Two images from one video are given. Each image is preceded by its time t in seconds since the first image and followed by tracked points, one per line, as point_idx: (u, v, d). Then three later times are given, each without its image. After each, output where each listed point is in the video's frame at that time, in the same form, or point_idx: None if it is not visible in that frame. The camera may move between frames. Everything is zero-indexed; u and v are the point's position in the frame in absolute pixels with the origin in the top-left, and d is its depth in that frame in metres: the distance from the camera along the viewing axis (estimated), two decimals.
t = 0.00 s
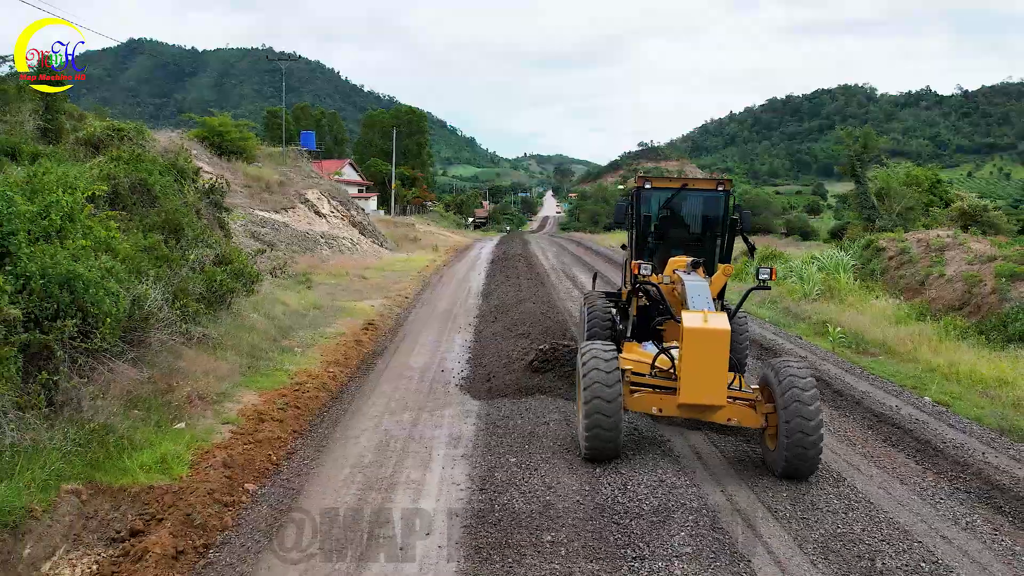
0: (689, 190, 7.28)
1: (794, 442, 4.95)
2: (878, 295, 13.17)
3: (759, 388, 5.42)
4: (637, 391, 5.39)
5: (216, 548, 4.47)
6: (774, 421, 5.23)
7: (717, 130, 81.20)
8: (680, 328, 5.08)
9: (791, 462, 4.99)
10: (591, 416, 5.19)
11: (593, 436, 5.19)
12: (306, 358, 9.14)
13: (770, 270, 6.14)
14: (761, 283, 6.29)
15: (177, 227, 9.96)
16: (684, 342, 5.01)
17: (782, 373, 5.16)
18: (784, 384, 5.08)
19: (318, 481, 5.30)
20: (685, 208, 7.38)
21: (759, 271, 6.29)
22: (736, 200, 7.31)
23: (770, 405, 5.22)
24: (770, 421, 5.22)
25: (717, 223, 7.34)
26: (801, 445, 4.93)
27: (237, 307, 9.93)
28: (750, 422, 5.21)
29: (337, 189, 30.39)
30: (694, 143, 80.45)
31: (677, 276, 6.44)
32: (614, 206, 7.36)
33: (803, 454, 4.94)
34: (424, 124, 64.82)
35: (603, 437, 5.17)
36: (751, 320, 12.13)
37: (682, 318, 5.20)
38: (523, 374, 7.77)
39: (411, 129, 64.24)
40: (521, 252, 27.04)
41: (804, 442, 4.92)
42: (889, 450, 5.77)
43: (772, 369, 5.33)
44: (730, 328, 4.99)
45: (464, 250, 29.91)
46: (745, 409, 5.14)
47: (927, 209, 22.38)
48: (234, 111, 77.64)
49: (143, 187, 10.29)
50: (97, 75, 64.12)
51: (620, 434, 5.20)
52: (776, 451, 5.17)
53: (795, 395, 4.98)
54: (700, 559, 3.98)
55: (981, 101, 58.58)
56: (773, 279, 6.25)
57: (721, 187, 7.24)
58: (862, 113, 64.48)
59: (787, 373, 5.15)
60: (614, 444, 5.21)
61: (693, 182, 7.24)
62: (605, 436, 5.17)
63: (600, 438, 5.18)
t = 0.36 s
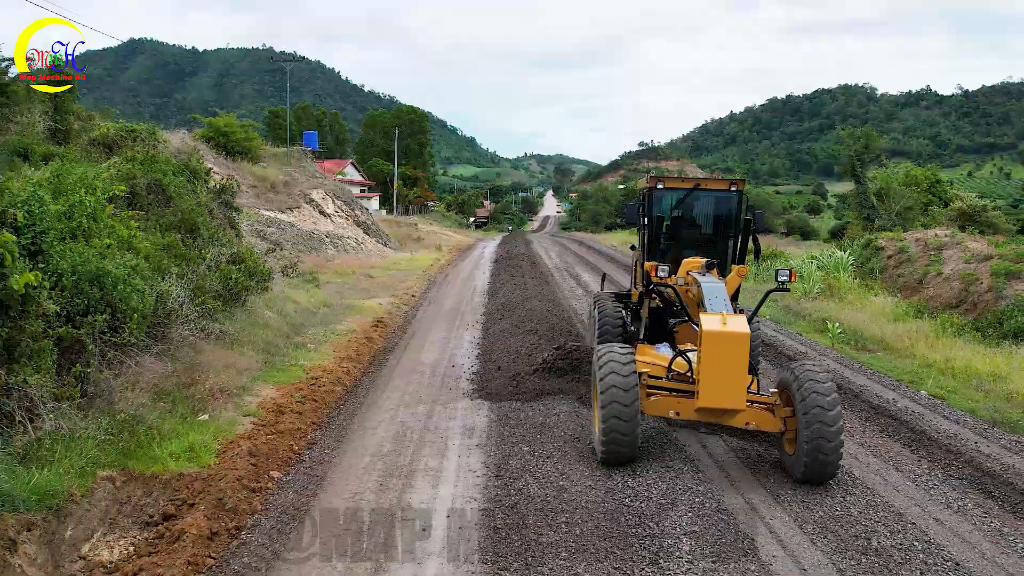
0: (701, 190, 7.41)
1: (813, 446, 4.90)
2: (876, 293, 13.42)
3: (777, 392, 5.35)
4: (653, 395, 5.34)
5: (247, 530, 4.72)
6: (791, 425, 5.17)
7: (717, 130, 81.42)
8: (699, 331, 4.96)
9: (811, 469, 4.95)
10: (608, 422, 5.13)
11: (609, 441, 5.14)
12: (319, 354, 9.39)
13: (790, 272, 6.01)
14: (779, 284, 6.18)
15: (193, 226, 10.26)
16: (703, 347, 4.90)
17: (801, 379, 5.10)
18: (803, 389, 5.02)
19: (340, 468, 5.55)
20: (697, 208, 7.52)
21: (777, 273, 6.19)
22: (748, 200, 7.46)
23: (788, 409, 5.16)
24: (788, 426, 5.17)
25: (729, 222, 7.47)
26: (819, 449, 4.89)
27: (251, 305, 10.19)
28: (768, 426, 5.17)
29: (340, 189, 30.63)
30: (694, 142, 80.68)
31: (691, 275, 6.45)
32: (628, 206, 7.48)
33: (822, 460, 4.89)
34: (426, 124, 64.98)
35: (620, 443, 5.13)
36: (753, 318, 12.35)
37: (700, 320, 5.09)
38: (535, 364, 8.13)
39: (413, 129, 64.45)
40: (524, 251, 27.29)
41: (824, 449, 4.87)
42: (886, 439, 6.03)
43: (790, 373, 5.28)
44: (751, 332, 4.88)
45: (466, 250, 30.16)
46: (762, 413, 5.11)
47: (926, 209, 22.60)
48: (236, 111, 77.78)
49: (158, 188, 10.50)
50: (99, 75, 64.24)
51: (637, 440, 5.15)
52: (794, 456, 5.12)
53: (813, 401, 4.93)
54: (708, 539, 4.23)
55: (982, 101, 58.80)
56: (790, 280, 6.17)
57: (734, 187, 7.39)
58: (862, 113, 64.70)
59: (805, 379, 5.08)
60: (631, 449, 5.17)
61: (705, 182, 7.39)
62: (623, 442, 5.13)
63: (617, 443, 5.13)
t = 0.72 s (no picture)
0: (714, 190, 7.46)
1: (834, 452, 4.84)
2: (875, 292, 13.64)
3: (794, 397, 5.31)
4: (669, 400, 5.25)
5: (272, 516, 4.95)
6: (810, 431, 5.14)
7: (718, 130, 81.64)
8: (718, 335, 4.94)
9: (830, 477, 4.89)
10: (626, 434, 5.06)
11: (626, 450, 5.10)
12: (331, 351, 9.59)
13: (809, 275, 5.97)
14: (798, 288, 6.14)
15: (206, 226, 10.58)
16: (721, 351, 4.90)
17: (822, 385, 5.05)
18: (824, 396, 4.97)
19: (358, 459, 5.78)
20: (710, 208, 7.55)
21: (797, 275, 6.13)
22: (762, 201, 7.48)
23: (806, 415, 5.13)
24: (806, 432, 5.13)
25: (742, 223, 7.49)
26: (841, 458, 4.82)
27: (263, 303, 10.42)
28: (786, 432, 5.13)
29: (344, 189, 30.86)
30: (695, 142, 80.88)
31: (706, 278, 6.34)
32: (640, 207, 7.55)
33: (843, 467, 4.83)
34: (427, 124, 65.15)
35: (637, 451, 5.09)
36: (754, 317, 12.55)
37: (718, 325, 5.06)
38: (546, 361, 8.38)
39: (414, 129, 64.65)
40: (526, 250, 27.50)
41: (844, 456, 4.81)
42: (883, 431, 6.27)
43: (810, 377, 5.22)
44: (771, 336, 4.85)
45: (469, 249, 30.40)
46: (781, 418, 5.08)
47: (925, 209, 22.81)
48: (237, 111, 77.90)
49: (171, 188, 10.69)
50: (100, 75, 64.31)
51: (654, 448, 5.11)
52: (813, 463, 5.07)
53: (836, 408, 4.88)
54: (714, 523, 4.46)
55: (982, 101, 59.00)
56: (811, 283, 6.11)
57: (747, 189, 7.42)
58: (862, 113, 64.89)
59: (827, 385, 5.02)
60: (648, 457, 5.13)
61: (718, 182, 7.44)
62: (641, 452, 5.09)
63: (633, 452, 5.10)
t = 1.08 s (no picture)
0: (726, 189, 7.59)
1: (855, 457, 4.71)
2: (873, 290, 13.89)
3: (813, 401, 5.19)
4: (686, 402, 5.20)
5: (295, 501, 5.18)
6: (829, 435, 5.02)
7: (718, 130, 81.88)
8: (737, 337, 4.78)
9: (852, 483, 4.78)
10: (640, 430, 5.03)
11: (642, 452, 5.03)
12: (342, 346, 9.83)
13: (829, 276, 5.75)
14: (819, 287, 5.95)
15: (218, 224, 11.01)
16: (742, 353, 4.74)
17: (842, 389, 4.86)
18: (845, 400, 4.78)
19: (374, 448, 6.02)
20: (721, 207, 7.69)
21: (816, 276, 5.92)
22: (772, 200, 7.63)
23: (826, 418, 5.02)
24: (827, 436, 5.02)
25: (753, 222, 7.64)
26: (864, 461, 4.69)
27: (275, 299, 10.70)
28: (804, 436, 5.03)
29: (347, 189, 31.14)
30: (695, 142, 81.16)
31: (720, 278, 6.46)
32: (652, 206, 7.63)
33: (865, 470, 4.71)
34: (428, 124, 65.42)
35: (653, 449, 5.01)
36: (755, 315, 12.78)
37: (738, 325, 4.89)
38: (555, 358, 8.60)
39: (415, 129, 64.93)
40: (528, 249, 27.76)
41: (866, 458, 4.70)
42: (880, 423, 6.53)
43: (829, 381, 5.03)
44: (791, 337, 4.71)
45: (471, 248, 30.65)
46: (800, 421, 4.98)
47: (922, 209, 23.08)
48: (238, 111, 78.08)
49: (184, 188, 10.92)
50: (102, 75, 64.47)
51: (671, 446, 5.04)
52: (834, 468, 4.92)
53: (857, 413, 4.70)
54: (716, 506, 4.75)
55: (982, 101, 59.26)
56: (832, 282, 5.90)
57: (759, 187, 7.55)
58: (862, 113, 65.18)
59: (847, 391, 4.83)
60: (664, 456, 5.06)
61: (729, 182, 7.56)
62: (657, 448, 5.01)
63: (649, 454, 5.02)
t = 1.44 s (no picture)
0: (736, 190, 7.41)
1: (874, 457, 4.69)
2: (870, 288, 14.17)
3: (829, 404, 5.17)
4: (700, 405, 5.21)
5: (316, 486, 5.44)
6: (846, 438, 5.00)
7: (718, 130, 82.13)
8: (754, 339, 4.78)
9: (870, 484, 4.77)
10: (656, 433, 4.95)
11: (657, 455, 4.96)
12: (351, 342, 10.09)
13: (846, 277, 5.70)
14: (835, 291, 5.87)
15: (230, 223, 11.29)
16: (758, 355, 4.75)
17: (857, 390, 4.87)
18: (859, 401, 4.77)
19: (389, 439, 6.27)
20: (732, 207, 7.52)
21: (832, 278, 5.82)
22: (784, 201, 7.47)
23: (842, 420, 5.00)
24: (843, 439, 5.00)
25: (764, 223, 7.50)
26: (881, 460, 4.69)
27: (285, 297, 10.96)
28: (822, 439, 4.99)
29: (350, 189, 31.45)
30: (695, 142, 81.44)
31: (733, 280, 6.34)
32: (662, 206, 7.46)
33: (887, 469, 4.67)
34: (429, 125, 65.73)
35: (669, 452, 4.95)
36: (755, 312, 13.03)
37: (754, 327, 4.91)
38: (562, 354, 8.87)
39: (416, 129, 65.27)
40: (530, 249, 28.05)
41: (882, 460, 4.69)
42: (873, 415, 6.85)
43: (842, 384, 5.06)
44: (808, 340, 4.71)
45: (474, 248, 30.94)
46: (816, 424, 4.95)
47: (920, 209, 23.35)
48: (239, 111, 78.34)
49: (196, 189, 11.16)
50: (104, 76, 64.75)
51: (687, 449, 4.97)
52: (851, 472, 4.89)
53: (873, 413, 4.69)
54: (711, 491, 5.07)
55: (982, 101, 59.49)
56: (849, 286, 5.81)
57: (770, 188, 7.40)
58: (861, 113, 65.46)
59: (863, 389, 4.83)
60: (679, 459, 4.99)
61: (741, 182, 7.37)
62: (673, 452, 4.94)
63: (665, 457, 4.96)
